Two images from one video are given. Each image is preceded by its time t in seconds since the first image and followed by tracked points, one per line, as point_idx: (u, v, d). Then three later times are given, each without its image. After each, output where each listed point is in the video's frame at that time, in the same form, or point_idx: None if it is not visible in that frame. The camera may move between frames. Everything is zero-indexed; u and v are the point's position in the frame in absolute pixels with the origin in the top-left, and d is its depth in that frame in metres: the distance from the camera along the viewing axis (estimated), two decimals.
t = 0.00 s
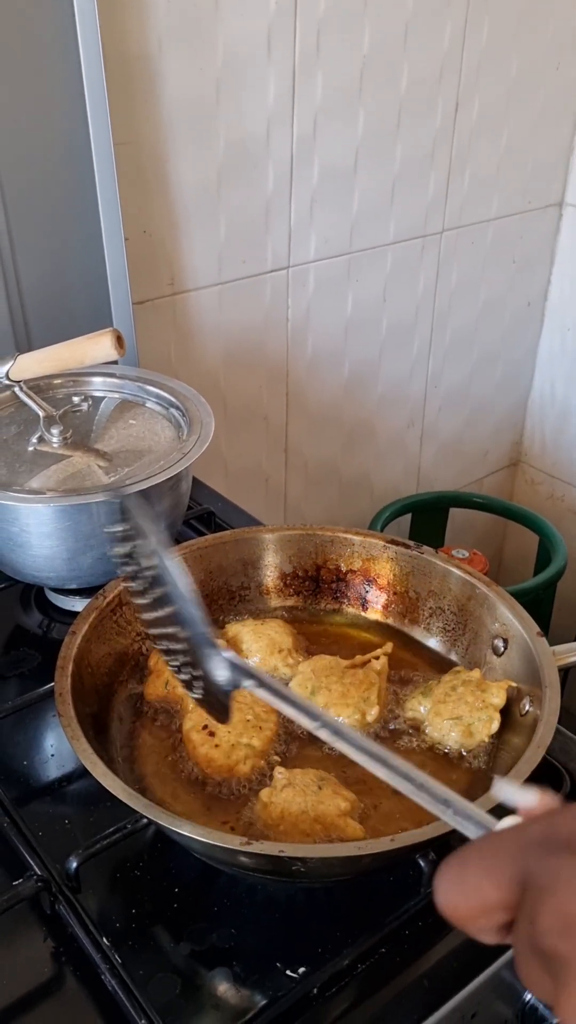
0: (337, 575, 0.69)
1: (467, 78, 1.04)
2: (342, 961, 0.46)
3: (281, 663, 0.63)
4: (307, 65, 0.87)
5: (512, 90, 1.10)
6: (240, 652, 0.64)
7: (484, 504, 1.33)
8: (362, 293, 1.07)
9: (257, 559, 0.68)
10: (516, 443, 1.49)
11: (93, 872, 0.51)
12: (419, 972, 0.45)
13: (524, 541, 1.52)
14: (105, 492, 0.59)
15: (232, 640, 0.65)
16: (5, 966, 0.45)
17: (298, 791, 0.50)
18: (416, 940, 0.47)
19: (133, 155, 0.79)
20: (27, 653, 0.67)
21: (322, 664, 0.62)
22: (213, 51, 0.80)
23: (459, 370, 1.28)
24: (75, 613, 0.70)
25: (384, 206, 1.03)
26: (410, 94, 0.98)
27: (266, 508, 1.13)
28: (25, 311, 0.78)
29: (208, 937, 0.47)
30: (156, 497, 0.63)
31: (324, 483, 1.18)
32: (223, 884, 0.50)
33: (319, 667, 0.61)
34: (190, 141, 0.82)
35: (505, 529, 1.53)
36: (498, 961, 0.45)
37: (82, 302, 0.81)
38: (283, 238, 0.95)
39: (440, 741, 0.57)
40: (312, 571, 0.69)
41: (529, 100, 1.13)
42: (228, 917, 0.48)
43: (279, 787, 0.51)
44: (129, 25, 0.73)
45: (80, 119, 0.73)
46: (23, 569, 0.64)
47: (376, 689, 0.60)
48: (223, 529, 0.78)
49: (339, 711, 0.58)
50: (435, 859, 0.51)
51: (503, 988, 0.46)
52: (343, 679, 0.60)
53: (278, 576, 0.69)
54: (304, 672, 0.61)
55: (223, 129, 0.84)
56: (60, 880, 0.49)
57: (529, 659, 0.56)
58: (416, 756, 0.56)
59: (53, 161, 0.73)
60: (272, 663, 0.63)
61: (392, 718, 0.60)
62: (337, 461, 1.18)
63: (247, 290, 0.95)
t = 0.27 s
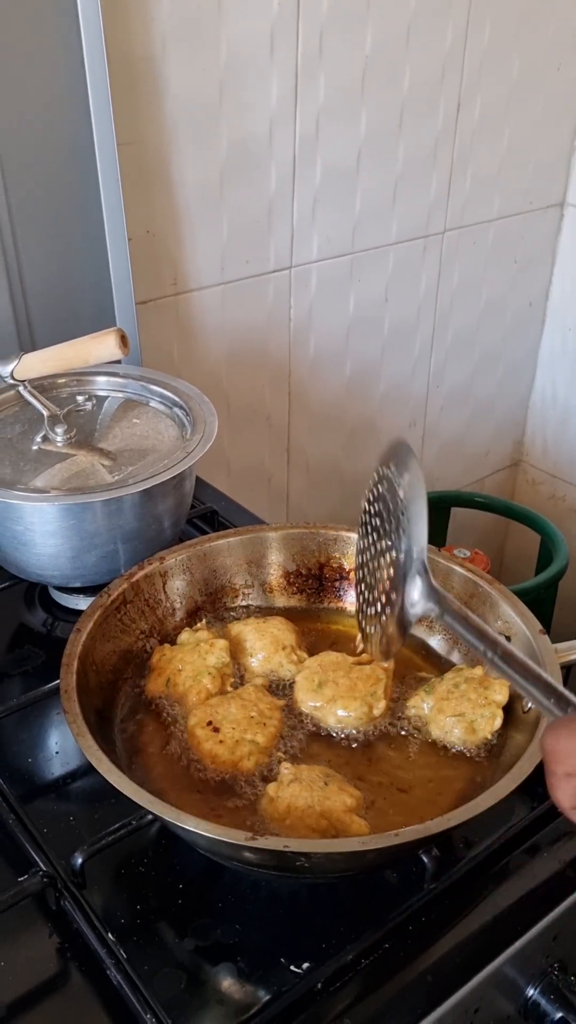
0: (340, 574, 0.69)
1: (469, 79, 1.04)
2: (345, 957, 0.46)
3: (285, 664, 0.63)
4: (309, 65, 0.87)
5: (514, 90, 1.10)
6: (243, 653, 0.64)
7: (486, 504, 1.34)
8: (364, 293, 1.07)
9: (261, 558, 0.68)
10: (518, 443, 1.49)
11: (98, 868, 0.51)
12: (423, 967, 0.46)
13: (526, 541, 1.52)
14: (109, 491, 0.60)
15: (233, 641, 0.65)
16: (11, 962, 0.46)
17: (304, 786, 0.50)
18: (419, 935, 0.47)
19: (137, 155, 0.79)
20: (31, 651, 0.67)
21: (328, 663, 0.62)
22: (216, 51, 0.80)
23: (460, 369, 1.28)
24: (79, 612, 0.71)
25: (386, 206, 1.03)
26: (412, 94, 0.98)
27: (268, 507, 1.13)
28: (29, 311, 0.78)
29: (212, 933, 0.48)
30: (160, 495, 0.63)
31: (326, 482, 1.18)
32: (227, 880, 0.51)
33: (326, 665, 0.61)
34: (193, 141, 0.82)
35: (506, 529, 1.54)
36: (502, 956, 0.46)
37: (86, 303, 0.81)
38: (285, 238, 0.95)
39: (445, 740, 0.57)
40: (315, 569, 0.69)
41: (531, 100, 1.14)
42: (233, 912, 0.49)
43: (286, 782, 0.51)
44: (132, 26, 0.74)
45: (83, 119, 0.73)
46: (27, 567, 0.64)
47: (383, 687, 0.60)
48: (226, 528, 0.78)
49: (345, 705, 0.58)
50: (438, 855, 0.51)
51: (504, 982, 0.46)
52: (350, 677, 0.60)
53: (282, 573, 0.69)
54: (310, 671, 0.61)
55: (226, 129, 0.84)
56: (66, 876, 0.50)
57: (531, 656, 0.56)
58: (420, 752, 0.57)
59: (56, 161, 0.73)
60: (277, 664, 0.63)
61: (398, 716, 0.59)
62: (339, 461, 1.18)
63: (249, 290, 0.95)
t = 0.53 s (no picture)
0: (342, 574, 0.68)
1: (470, 79, 1.04)
2: (348, 955, 0.46)
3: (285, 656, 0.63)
4: (311, 66, 0.88)
5: (515, 91, 1.11)
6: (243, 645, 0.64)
7: (487, 504, 1.34)
8: (365, 293, 1.07)
9: (263, 557, 0.68)
10: (518, 443, 1.49)
11: (101, 866, 0.51)
12: (426, 965, 0.46)
13: (527, 541, 1.52)
14: (112, 491, 0.60)
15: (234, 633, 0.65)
16: (15, 960, 0.46)
17: (307, 785, 0.50)
18: (422, 934, 0.48)
19: (139, 156, 0.79)
20: (34, 650, 0.67)
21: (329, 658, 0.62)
22: (218, 51, 0.80)
23: (461, 370, 1.28)
24: (81, 611, 0.71)
25: (387, 205, 1.03)
26: (413, 95, 0.98)
27: (269, 507, 1.13)
28: (31, 312, 0.78)
29: (215, 931, 0.48)
30: (163, 495, 0.63)
31: (327, 482, 1.19)
32: (230, 878, 0.51)
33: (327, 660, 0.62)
34: (195, 141, 0.83)
35: (507, 529, 1.54)
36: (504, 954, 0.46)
37: (89, 303, 0.81)
38: (287, 239, 0.95)
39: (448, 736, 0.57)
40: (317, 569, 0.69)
41: (532, 101, 1.14)
42: (236, 910, 0.49)
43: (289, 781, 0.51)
44: (134, 27, 0.74)
45: (86, 120, 0.73)
46: (30, 567, 0.64)
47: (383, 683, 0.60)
48: (228, 528, 0.78)
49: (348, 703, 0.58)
50: (441, 853, 0.51)
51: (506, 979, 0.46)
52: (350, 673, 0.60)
53: (284, 573, 0.69)
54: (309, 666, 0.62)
55: (228, 129, 0.84)
56: (69, 874, 0.50)
57: (533, 656, 0.56)
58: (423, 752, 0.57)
59: (59, 163, 0.74)
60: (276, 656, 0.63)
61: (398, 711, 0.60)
62: (340, 461, 1.18)
63: (251, 290, 0.95)
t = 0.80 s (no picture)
0: (339, 573, 0.69)
1: (468, 81, 1.04)
2: (345, 954, 0.46)
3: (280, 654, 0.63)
4: (308, 67, 0.88)
5: (513, 91, 1.11)
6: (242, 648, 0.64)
7: (485, 504, 1.34)
8: (363, 294, 1.08)
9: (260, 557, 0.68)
10: (517, 443, 1.49)
11: (98, 866, 0.51)
12: (422, 964, 0.46)
13: (525, 541, 1.52)
14: (110, 492, 0.60)
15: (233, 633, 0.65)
16: (13, 959, 0.46)
17: (304, 785, 0.50)
18: (418, 933, 0.48)
19: (137, 158, 0.80)
20: (32, 651, 0.67)
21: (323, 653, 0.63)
22: (216, 52, 0.80)
23: (460, 370, 1.28)
24: (79, 612, 0.71)
25: (385, 206, 1.04)
26: (411, 96, 0.99)
27: (267, 508, 1.13)
28: (29, 313, 0.78)
29: (212, 931, 0.48)
30: (160, 496, 0.63)
31: (325, 483, 1.19)
32: (227, 878, 0.51)
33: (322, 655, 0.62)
34: (193, 143, 0.83)
35: (506, 529, 1.54)
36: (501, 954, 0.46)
37: (87, 304, 0.81)
38: (285, 240, 0.96)
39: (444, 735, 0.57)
40: (314, 569, 0.68)
41: (529, 101, 1.14)
42: (233, 910, 0.49)
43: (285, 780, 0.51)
44: (132, 29, 0.74)
45: (83, 122, 0.73)
46: (28, 568, 0.64)
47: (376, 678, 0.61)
48: (226, 528, 0.78)
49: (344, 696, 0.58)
50: (437, 853, 0.51)
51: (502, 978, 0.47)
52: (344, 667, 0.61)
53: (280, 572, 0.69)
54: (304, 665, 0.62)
55: (226, 130, 0.85)
56: (67, 874, 0.50)
57: (529, 655, 0.56)
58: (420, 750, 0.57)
59: (57, 164, 0.74)
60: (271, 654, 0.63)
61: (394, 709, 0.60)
62: (338, 461, 1.18)
63: (249, 291, 0.96)
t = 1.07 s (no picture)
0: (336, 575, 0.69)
1: (466, 83, 1.04)
2: (340, 956, 0.46)
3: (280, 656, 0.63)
4: (306, 70, 0.88)
5: (511, 93, 1.11)
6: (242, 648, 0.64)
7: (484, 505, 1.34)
8: (361, 296, 1.08)
9: (257, 560, 0.68)
10: (515, 445, 1.49)
11: (93, 869, 0.51)
12: (418, 966, 0.46)
13: (524, 542, 1.52)
14: (106, 493, 0.60)
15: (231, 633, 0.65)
16: (7, 962, 0.46)
17: (299, 787, 0.50)
18: (414, 935, 0.48)
19: (134, 159, 0.80)
20: (28, 653, 0.67)
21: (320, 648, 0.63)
22: (214, 54, 0.81)
23: (458, 372, 1.28)
24: (76, 614, 0.71)
25: (383, 208, 1.04)
26: (408, 98, 0.99)
27: (265, 509, 1.13)
28: (26, 314, 0.78)
29: (207, 933, 0.48)
30: (157, 497, 0.63)
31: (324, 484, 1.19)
32: (223, 881, 0.51)
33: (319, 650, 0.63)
34: (191, 145, 0.83)
35: (504, 531, 1.54)
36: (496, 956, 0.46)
37: (84, 306, 0.81)
38: (282, 242, 0.96)
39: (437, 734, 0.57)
40: (311, 571, 0.69)
41: (527, 103, 1.14)
42: (228, 912, 0.49)
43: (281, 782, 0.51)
44: (130, 30, 0.74)
45: (81, 123, 0.73)
46: (24, 569, 0.64)
47: (370, 674, 0.61)
48: (223, 530, 0.78)
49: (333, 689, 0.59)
50: (432, 854, 0.51)
51: (498, 981, 0.47)
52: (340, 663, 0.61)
53: (277, 575, 0.69)
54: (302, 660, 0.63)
55: (223, 133, 0.85)
56: (62, 876, 0.50)
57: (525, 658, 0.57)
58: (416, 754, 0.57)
59: (54, 166, 0.74)
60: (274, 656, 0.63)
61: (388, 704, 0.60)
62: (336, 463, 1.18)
63: (246, 293, 0.96)
